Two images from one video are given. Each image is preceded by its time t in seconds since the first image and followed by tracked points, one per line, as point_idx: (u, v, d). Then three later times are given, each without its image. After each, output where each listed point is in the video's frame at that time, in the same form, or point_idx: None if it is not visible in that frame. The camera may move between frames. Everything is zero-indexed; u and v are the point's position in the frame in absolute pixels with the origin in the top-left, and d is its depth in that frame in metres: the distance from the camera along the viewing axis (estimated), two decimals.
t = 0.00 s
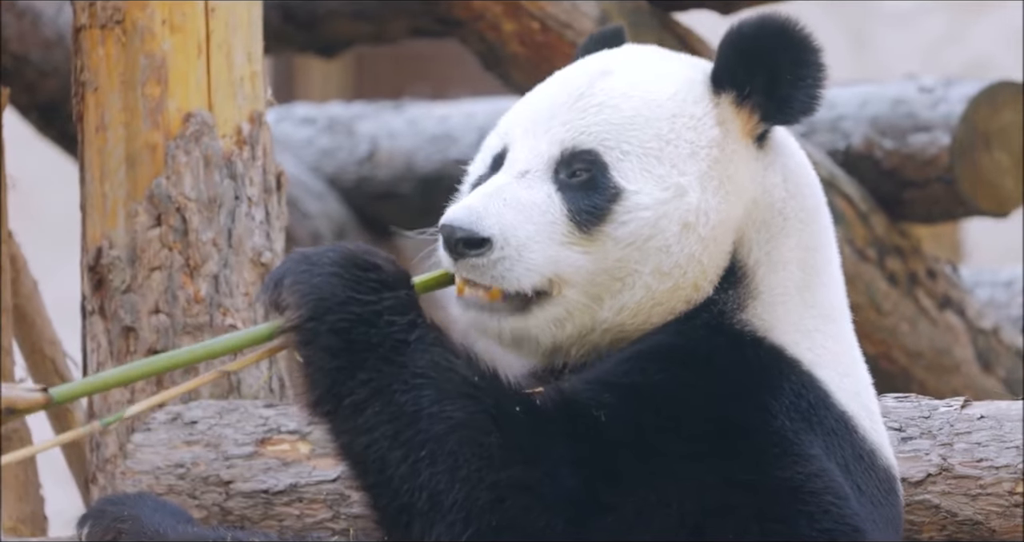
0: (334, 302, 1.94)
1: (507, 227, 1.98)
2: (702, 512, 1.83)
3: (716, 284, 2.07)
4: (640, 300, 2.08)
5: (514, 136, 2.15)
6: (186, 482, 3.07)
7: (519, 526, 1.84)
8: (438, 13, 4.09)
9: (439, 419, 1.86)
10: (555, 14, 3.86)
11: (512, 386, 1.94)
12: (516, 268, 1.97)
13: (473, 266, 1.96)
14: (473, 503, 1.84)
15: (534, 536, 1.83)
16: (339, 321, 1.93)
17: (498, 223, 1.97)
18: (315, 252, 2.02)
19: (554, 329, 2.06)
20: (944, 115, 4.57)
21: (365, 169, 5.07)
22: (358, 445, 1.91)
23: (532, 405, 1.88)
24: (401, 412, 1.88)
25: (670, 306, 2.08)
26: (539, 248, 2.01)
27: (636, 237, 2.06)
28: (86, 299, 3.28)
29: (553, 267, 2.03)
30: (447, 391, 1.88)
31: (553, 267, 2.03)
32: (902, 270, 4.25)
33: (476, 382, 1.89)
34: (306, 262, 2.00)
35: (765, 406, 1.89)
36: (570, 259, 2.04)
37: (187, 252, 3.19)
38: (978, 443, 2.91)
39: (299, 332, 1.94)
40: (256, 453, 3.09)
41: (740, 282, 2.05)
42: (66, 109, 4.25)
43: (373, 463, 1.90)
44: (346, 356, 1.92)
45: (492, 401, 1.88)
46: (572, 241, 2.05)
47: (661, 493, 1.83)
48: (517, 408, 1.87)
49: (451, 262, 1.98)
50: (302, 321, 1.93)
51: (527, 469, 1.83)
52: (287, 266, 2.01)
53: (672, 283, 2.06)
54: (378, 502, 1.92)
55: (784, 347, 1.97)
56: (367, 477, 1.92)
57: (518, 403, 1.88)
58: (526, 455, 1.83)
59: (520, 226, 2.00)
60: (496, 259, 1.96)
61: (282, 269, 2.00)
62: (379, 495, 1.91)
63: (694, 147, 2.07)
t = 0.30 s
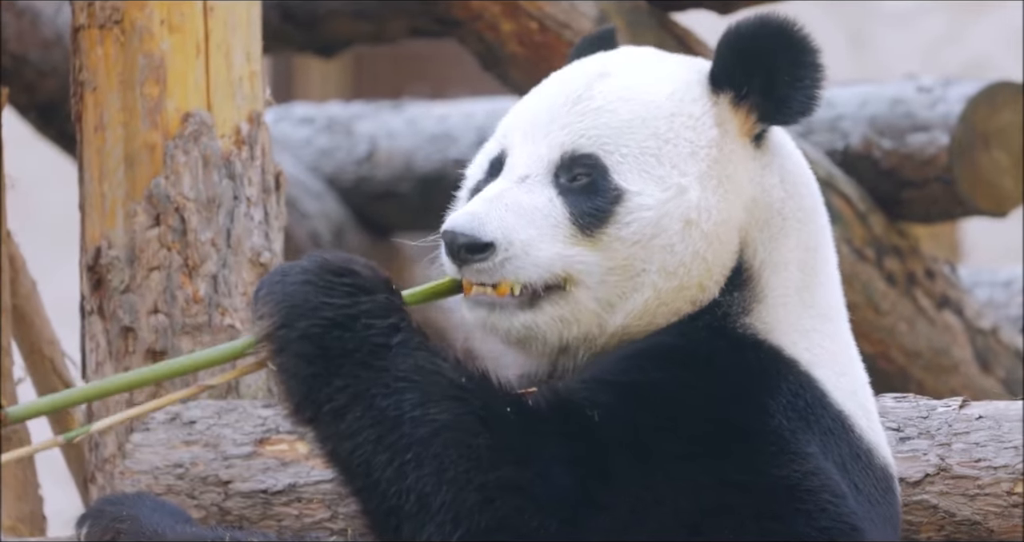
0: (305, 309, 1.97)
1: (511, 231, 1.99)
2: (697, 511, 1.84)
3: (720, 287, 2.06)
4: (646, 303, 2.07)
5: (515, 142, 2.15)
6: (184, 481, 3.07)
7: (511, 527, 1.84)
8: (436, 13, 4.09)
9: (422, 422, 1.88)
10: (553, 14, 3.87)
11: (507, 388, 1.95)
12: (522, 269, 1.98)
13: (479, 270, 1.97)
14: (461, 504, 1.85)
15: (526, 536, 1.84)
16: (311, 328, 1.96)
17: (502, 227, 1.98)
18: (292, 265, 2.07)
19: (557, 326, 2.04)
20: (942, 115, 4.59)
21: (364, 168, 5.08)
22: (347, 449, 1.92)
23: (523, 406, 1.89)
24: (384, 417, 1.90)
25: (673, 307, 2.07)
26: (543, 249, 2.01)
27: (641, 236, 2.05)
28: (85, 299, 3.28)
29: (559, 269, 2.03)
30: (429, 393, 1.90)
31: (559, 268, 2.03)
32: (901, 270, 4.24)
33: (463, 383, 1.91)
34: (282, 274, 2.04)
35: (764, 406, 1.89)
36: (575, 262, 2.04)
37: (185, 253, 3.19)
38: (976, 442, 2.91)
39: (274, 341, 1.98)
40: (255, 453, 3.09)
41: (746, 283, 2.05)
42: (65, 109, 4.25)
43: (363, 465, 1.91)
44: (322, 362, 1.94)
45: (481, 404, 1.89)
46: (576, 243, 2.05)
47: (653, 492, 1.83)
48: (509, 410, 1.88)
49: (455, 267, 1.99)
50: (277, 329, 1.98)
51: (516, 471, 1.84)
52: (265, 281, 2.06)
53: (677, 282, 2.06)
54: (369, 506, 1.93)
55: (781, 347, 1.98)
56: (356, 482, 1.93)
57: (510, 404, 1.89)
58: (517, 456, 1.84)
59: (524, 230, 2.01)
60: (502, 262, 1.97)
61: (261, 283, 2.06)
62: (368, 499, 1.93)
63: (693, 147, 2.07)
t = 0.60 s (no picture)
0: (287, 314, 1.99)
1: (517, 243, 2.00)
2: (695, 510, 1.83)
3: (722, 282, 2.06)
4: (650, 305, 2.08)
5: (513, 149, 2.14)
6: (184, 480, 3.07)
7: (506, 526, 1.84)
8: (435, 12, 4.10)
9: (415, 421, 1.88)
10: (553, 13, 3.87)
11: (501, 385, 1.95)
12: (532, 282, 2.00)
13: (489, 284, 1.99)
14: (455, 503, 1.86)
15: (521, 535, 1.84)
16: (295, 330, 1.97)
17: (509, 240, 1.99)
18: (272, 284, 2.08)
19: (575, 347, 2.08)
20: (942, 114, 4.58)
21: (363, 167, 5.08)
22: (340, 449, 1.92)
23: (519, 405, 1.90)
24: (376, 416, 1.90)
25: (676, 307, 2.07)
26: (552, 261, 2.02)
27: (643, 243, 2.06)
28: (84, 297, 3.28)
29: (568, 279, 2.04)
30: (423, 392, 1.90)
31: (569, 279, 2.04)
32: (900, 269, 4.25)
33: (457, 383, 1.92)
34: (265, 290, 2.05)
35: (763, 404, 1.88)
36: (582, 270, 2.06)
37: (184, 251, 3.19)
38: (975, 441, 2.91)
39: (260, 350, 1.98)
40: (255, 451, 3.08)
41: (750, 281, 2.05)
42: (65, 108, 4.25)
43: (357, 465, 1.91)
44: (310, 365, 1.94)
45: (476, 402, 1.89)
46: (583, 251, 2.06)
47: (648, 490, 1.83)
48: (504, 409, 1.89)
49: (466, 281, 2.01)
50: (261, 339, 1.98)
51: (511, 470, 1.84)
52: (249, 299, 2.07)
53: (680, 284, 2.06)
54: (364, 507, 1.93)
55: (779, 346, 1.97)
56: (351, 483, 1.92)
57: (505, 404, 1.90)
58: (513, 454, 1.85)
59: (531, 241, 2.02)
60: (511, 276, 1.98)
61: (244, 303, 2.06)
62: (362, 499, 1.92)
63: (694, 148, 2.06)
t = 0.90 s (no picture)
0: (292, 313, 1.95)
1: (517, 250, 1.96)
2: (695, 510, 1.81)
3: (724, 280, 2.04)
4: (653, 303, 2.06)
5: (507, 155, 2.13)
6: (186, 478, 3.06)
7: (508, 528, 1.84)
8: (437, 10, 4.10)
9: (417, 424, 1.87)
10: (555, 10, 3.88)
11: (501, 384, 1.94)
12: (533, 289, 1.96)
13: (490, 293, 1.94)
14: (458, 505, 1.85)
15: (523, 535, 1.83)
16: (300, 330, 1.93)
17: (510, 247, 1.96)
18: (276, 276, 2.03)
19: (569, 341, 2.04)
20: (945, 112, 4.56)
21: (366, 165, 5.08)
22: (342, 453, 1.90)
23: (519, 406, 1.89)
24: (380, 419, 1.88)
25: (679, 305, 2.05)
26: (552, 267, 1.99)
27: (642, 242, 2.05)
28: (86, 295, 3.28)
29: (568, 283, 2.01)
30: (424, 395, 1.88)
31: (569, 284, 2.01)
32: (902, 266, 4.25)
33: (458, 383, 1.90)
34: (269, 284, 2.01)
35: (764, 400, 1.86)
36: (581, 273, 2.03)
37: (187, 249, 3.19)
38: (978, 439, 2.91)
39: (265, 348, 1.94)
40: (257, 449, 3.08)
41: (753, 277, 2.03)
42: (67, 105, 4.26)
43: (358, 468, 1.90)
44: (314, 366, 1.91)
45: (478, 403, 1.88)
46: (583, 253, 2.04)
47: (647, 490, 1.81)
48: (505, 409, 1.88)
49: (465, 290, 1.96)
50: (265, 336, 1.94)
51: (512, 472, 1.83)
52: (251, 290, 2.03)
53: (682, 281, 2.04)
54: (369, 508, 1.93)
55: (780, 341, 1.95)
56: (355, 485, 1.92)
57: (506, 406, 1.88)
58: (513, 456, 1.84)
59: (532, 247, 1.99)
60: (512, 284, 1.94)
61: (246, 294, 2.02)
62: (367, 501, 1.92)
63: (690, 145, 2.06)
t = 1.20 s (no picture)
0: (344, 317, 1.76)
1: (453, 248, 1.84)
2: (703, 511, 1.69)
3: (689, 278, 1.89)
4: (605, 303, 1.90)
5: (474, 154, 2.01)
6: (190, 476, 3.05)
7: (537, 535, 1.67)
8: (441, 9, 4.10)
9: (449, 424, 1.70)
10: (559, 9, 3.88)
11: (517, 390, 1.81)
12: (466, 288, 1.83)
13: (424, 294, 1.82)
14: (484, 507, 1.68)
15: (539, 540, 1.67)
16: (350, 335, 1.75)
17: (446, 246, 1.83)
18: (317, 261, 1.83)
19: (518, 337, 1.91)
20: (948, 112, 4.58)
21: (369, 164, 5.09)
22: (376, 455, 1.73)
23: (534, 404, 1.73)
24: (414, 420, 1.71)
25: (645, 305, 1.90)
26: (489, 267, 1.86)
27: (586, 239, 1.89)
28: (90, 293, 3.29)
29: (508, 281, 1.87)
30: (457, 394, 1.72)
31: (508, 282, 1.87)
32: (905, 266, 4.26)
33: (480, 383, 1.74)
34: (311, 274, 1.81)
35: (764, 398, 1.74)
36: (522, 271, 1.88)
37: (191, 248, 3.20)
38: (982, 438, 2.91)
39: (315, 351, 1.75)
40: (261, 448, 3.09)
41: (725, 274, 1.88)
42: (70, 104, 4.26)
43: (388, 470, 1.72)
44: (362, 371, 1.74)
45: (498, 403, 1.73)
46: (524, 251, 1.89)
47: (659, 493, 1.68)
48: (520, 408, 1.73)
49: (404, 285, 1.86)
50: (314, 338, 1.75)
51: (539, 473, 1.67)
52: (290, 275, 1.82)
53: (634, 279, 1.89)
54: (392, 511, 1.74)
55: (775, 334, 1.83)
56: (380, 489, 1.74)
57: (522, 405, 1.73)
58: (533, 455, 1.68)
59: (467, 246, 1.86)
60: (446, 282, 1.82)
61: (285, 280, 1.82)
62: (392, 507, 1.74)
63: (643, 142, 1.91)
